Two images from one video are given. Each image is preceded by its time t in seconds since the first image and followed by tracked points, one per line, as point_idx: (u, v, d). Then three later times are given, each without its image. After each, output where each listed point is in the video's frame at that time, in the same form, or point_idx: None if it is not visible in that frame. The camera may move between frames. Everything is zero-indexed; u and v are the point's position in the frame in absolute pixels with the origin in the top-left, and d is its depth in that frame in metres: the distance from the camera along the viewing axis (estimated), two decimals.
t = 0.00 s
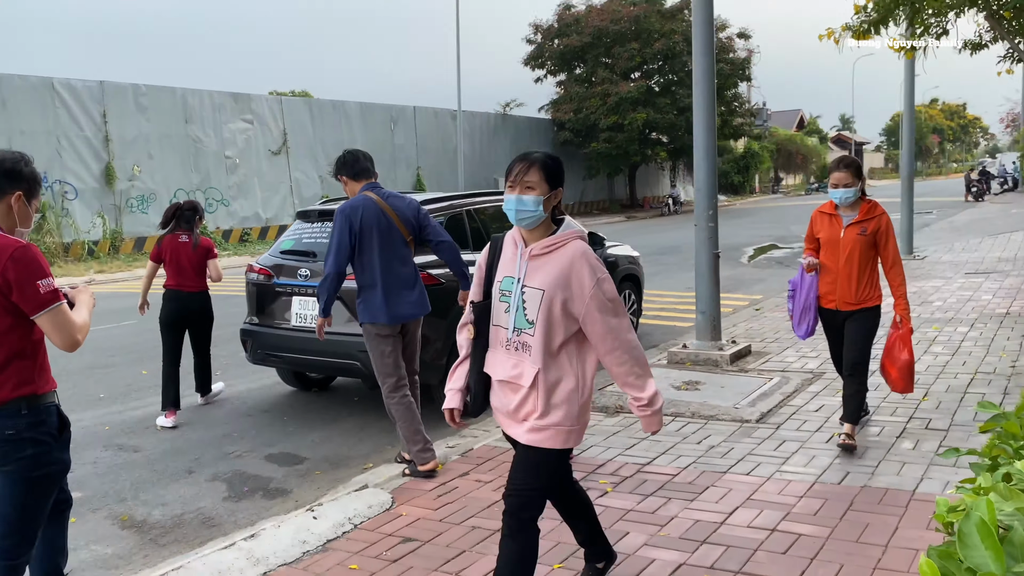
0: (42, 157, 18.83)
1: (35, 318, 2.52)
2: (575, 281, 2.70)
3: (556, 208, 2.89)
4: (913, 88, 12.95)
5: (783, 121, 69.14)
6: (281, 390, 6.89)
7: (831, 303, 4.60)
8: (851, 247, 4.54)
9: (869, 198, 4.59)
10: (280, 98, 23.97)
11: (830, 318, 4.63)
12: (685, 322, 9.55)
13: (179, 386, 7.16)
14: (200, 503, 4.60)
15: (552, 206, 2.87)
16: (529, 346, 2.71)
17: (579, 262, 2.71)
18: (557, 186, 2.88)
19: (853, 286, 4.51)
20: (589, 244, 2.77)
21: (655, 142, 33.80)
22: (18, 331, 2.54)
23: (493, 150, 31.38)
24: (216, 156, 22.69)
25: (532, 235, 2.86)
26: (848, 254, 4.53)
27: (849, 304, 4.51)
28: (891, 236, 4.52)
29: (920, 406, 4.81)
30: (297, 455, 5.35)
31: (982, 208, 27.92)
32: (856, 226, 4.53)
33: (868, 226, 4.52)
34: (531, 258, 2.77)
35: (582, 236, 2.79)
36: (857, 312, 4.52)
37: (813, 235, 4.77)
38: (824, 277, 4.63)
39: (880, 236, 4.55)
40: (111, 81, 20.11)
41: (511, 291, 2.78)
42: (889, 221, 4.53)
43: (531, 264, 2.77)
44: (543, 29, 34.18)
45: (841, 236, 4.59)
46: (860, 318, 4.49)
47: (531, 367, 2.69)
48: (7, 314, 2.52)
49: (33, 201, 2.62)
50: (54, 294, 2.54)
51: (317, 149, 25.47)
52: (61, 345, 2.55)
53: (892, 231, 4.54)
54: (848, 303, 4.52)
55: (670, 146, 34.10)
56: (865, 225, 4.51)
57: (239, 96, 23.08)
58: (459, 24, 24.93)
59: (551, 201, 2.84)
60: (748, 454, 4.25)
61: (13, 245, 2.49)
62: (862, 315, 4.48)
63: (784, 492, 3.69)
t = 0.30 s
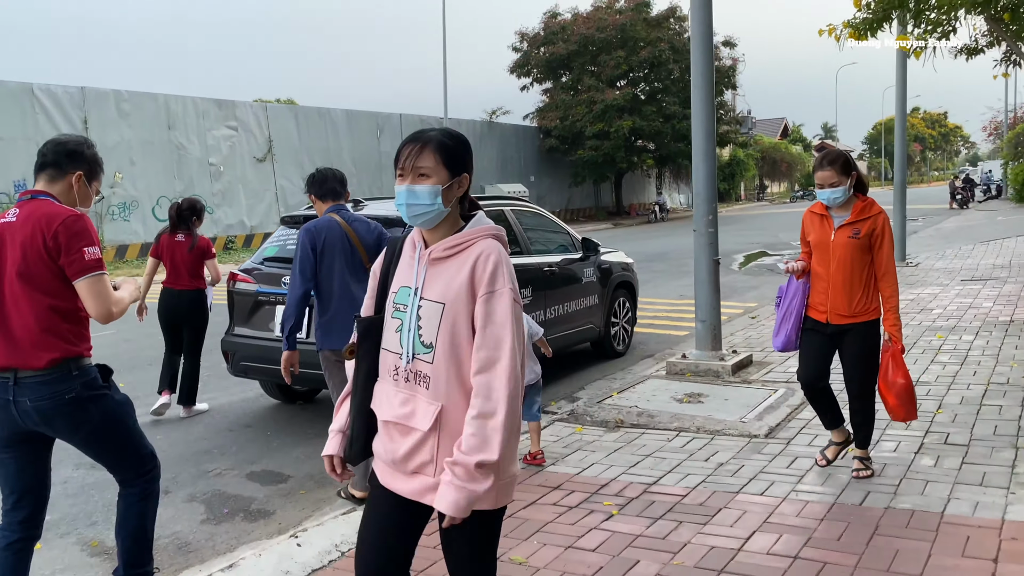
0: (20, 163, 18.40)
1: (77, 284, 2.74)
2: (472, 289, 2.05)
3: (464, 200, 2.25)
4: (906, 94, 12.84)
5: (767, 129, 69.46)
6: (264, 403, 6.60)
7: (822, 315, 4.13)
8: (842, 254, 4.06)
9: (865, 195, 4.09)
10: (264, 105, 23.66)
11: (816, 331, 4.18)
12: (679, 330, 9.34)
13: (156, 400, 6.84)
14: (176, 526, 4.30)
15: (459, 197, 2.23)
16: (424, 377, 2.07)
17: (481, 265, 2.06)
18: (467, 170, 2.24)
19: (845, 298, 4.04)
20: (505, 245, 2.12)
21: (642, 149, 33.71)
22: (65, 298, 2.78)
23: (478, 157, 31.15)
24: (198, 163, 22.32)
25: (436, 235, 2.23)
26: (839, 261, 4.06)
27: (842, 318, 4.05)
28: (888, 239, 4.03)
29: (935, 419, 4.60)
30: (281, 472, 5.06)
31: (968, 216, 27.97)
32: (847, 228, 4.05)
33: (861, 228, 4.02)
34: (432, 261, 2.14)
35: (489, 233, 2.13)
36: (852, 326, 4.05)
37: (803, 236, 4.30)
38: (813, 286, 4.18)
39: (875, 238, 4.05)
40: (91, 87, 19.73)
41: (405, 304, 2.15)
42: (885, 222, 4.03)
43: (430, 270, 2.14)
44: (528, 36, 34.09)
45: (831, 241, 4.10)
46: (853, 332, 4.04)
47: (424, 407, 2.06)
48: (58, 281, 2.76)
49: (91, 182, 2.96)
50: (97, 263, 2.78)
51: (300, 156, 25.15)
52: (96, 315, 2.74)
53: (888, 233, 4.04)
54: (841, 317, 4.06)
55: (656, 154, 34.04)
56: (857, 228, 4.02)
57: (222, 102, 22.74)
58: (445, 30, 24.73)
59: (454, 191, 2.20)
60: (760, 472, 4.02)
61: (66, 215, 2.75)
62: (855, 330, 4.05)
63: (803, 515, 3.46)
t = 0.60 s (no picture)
0: (39, 157, 18.40)
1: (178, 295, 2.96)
2: (317, 354, 1.62)
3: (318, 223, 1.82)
4: (940, 93, 12.46)
5: (791, 129, 68.74)
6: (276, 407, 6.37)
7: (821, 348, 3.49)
8: (848, 277, 3.45)
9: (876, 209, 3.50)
10: (283, 101, 23.55)
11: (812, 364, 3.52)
12: (705, 335, 9.05)
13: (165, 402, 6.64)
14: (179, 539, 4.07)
15: (314, 222, 1.81)
16: (263, 475, 1.67)
17: (327, 322, 1.63)
18: (327, 191, 1.81)
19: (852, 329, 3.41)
20: (364, 288, 1.69)
21: (663, 149, 33.34)
22: (166, 302, 3.03)
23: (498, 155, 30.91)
24: (217, 159, 22.24)
25: (281, 276, 1.81)
26: (844, 286, 3.45)
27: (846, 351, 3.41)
28: (904, 260, 3.42)
29: (988, 436, 4.31)
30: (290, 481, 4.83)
31: (997, 219, 27.41)
32: (854, 246, 3.44)
33: (870, 247, 3.42)
34: (273, 318, 1.72)
35: (344, 276, 1.68)
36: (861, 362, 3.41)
37: (803, 258, 3.71)
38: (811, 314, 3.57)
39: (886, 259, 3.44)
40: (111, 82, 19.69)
41: (237, 375, 1.74)
42: (900, 239, 3.43)
43: (271, 330, 1.72)
44: (549, 33, 33.85)
45: (835, 262, 3.49)
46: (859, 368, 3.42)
47: (260, 515, 1.66)
48: (160, 287, 3.00)
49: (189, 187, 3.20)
50: (196, 276, 2.99)
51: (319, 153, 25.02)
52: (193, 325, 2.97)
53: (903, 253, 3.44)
54: (844, 349, 3.41)
55: (677, 153, 33.67)
56: (867, 246, 3.42)
57: (241, 98, 22.64)
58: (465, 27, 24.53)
59: (301, 216, 1.77)
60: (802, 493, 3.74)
61: (167, 227, 2.97)
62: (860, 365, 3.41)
63: (853, 542, 3.21)
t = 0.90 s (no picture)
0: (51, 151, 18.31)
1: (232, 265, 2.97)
2: (56, 429, 1.07)
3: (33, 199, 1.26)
4: (967, 82, 12.11)
5: (807, 122, 68.25)
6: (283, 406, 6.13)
7: (810, 363, 3.11)
8: (838, 281, 3.00)
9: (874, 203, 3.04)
10: (296, 94, 23.37)
11: (803, 381, 3.18)
12: (726, 331, 8.78)
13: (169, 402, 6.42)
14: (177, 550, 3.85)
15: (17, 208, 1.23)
16: None
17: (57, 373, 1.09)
18: (31, 155, 1.21)
19: (839, 343, 3.00)
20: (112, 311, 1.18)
21: (679, 141, 32.99)
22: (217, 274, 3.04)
23: (511, 149, 30.64)
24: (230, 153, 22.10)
25: None
26: (833, 291, 3.01)
27: (834, 366, 3.01)
28: (905, 260, 2.96)
29: None
30: (296, 486, 4.60)
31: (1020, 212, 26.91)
32: (848, 244, 2.99)
33: (865, 245, 2.97)
34: None
35: (70, 298, 1.13)
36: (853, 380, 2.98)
37: (788, 254, 3.27)
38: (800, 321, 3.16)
39: (884, 259, 2.99)
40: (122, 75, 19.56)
41: None
42: (900, 237, 2.96)
43: None
44: (564, 25, 33.54)
45: (824, 263, 3.06)
46: (849, 385, 2.97)
47: None
48: (209, 259, 3.02)
49: (236, 162, 3.23)
50: (246, 245, 3.00)
51: (332, 146, 24.84)
52: (252, 291, 2.98)
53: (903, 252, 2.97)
54: (833, 365, 3.02)
55: (693, 146, 33.31)
56: (862, 245, 2.96)
57: (254, 91, 22.48)
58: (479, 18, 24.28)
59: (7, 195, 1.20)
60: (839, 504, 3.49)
61: (213, 197, 3.00)
62: (854, 385, 2.97)
63: (901, 561, 2.96)
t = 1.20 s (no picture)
0: (60, 143, 18.22)
1: (260, 254, 2.93)
2: None
3: None
4: (991, 78, 11.78)
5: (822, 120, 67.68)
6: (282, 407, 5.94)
7: (770, 395, 2.62)
8: (801, 299, 2.49)
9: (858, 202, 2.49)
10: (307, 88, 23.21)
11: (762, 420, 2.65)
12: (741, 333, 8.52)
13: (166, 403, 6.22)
14: (161, 562, 3.66)
15: None
16: None
17: None
18: None
19: (800, 374, 2.51)
20: None
21: (693, 138, 32.64)
22: (249, 266, 3.02)
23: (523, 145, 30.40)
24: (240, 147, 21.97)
25: None
26: (794, 308, 2.50)
27: (799, 402, 2.51)
28: (881, 275, 2.39)
29: None
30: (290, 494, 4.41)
31: None
32: (816, 251, 2.47)
33: (836, 254, 2.43)
34: None
35: None
36: (817, 417, 2.49)
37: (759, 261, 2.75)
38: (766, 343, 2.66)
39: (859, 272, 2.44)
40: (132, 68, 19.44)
41: None
42: (879, 246, 2.39)
43: None
44: (577, 20, 33.26)
45: (790, 274, 2.54)
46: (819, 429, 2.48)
47: None
48: (242, 251, 2.99)
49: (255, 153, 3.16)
50: (275, 234, 2.95)
51: (342, 141, 24.67)
52: (280, 280, 2.94)
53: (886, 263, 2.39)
54: (797, 400, 2.52)
55: (707, 143, 32.97)
56: (832, 253, 2.43)
57: (264, 85, 22.33)
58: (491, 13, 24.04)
59: None
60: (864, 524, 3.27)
61: (241, 188, 2.95)
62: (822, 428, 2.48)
63: None
